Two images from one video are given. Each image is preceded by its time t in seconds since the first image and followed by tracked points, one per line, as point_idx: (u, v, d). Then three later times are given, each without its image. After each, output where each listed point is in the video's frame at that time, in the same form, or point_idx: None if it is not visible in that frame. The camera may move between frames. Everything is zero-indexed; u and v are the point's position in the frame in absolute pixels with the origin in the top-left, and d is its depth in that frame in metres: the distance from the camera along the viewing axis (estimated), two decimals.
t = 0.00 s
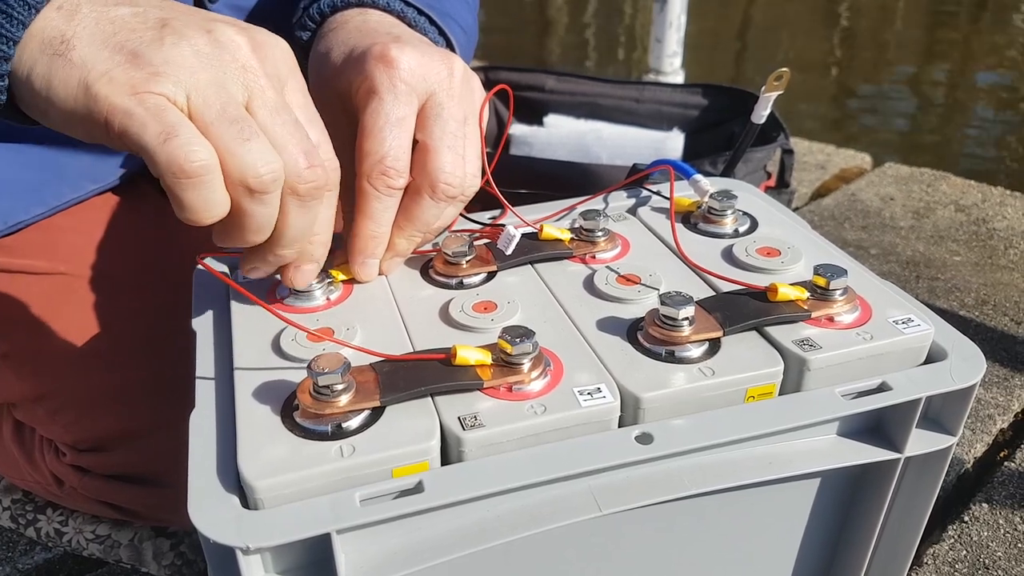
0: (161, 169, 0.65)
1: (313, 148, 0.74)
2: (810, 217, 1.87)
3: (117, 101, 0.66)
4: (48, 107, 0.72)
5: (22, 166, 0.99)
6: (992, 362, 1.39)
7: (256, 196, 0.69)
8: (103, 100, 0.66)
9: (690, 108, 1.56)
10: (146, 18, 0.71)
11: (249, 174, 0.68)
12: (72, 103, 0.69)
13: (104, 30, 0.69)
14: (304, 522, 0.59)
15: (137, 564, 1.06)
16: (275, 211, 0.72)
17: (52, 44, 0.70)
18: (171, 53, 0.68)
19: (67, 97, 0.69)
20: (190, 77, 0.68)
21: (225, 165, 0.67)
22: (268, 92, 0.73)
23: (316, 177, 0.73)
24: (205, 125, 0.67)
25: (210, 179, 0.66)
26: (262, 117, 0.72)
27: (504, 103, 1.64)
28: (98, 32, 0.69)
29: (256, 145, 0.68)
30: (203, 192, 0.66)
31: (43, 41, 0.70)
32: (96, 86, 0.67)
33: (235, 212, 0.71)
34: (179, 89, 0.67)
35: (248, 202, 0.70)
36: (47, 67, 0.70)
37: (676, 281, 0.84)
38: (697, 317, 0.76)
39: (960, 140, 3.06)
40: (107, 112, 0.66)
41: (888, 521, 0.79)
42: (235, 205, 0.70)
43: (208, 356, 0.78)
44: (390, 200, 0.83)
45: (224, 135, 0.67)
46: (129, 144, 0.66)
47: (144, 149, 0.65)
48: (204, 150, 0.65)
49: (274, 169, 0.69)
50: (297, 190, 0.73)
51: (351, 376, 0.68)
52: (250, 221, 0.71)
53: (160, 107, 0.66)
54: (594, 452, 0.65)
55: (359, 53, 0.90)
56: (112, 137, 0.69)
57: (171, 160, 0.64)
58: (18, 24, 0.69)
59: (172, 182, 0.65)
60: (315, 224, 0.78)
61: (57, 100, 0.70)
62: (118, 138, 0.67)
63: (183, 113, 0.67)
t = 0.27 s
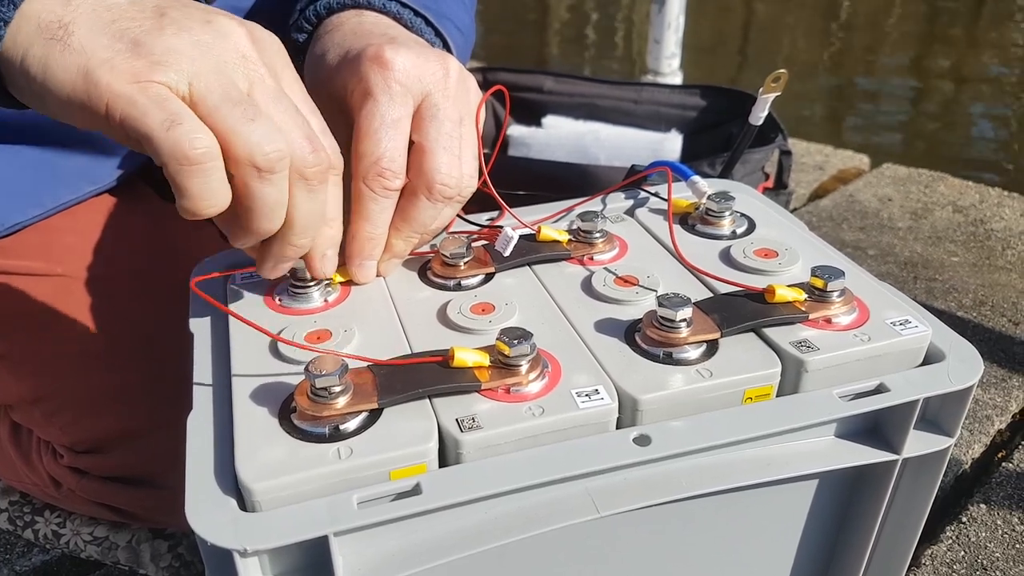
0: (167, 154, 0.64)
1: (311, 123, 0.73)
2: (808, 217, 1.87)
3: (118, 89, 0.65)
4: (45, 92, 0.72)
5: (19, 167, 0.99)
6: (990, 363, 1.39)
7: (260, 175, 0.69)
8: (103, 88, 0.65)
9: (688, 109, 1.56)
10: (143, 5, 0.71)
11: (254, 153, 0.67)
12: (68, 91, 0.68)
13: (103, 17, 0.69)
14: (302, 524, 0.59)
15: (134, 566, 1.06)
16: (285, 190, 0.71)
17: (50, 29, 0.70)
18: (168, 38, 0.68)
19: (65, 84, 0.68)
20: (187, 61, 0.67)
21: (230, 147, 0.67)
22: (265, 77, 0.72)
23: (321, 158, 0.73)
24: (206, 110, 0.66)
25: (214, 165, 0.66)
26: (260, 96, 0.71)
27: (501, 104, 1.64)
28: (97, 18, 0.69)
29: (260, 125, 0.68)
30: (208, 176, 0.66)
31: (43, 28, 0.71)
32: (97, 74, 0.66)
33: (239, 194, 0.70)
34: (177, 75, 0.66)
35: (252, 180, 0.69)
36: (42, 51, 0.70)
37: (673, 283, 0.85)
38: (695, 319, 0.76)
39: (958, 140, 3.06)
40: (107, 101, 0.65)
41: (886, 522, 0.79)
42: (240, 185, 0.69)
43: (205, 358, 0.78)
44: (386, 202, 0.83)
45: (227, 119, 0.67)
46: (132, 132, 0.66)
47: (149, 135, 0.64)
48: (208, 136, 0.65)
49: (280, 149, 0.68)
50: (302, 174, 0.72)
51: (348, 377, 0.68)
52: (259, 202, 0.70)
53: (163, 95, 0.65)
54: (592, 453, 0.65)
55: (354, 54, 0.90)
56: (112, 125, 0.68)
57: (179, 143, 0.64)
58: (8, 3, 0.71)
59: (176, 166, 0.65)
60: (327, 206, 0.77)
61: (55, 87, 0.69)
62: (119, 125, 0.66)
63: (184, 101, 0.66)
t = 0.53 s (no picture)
0: (167, 170, 0.65)
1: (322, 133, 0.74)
2: (808, 217, 1.87)
3: (117, 108, 0.67)
4: (40, 114, 0.73)
5: (18, 170, 0.99)
6: (989, 363, 1.39)
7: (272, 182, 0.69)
8: (103, 106, 0.67)
9: (687, 110, 1.56)
10: (136, 23, 0.74)
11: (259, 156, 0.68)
12: (66, 111, 0.69)
13: (95, 34, 0.71)
14: (300, 526, 0.59)
15: (134, 567, 1.06)
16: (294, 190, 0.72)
17: (43, 45, 0.71)
18: (168, 61, 0.70)
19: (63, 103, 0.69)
20: (186, 79, 0.69)
21: (235, 150, 0.67)
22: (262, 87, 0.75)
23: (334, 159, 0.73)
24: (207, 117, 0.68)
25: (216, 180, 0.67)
26: (262, 108, 0.73)
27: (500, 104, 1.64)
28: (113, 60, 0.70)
29: (260, 127, 0.68)
30: (210, 191, 0.67)
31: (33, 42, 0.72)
32: (97, 93, 0.67)
33: (252, 200, 0.70)
34: (178, 92, 0.68)
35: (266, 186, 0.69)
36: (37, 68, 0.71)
37: (672, 283, 0.84)
38: (694, 319, 0.75)
39: (957, 140, 3.06)
40: (106, 119, 0.67)
41: (885, 521, 0.79)
42: (250, 194, 0.70)
43: (204, 359, 0.78)
44: (384, 203, 0.83)
45: (227, 124, 0.68)
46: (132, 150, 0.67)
47: (149, 151, 0.65)
48: (207, 150, 0.66)
49: (286, 150, 0.69)
50: (315, 177, 0.73)
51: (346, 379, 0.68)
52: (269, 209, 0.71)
53: (161, 111, 0.66)
54: (590, 454, 0.65)
55: (351, 55, 0.91)
56: (110, 143, 0.69)
57: (179, 159, 0.65)
58: None
59: (176, 181, 0.66)
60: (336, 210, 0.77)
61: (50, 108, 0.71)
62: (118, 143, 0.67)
63: (182, 115, 0.68)
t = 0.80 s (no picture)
0: (178, 171, 0.66)
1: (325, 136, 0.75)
2: (808, 216, 1.87)
3: (123, 111, 0.67)
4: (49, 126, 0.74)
5: (18, 172, 1.00)
6: (990, 362, 1.39)
7: (274, 181, 0.70)
8: (109, 110, 0.68)
9: (687, 109, 1.56)
10: (133, 28, 0.74)
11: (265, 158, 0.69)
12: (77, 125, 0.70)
13: (93, 40, 0.72)
14: (300, 527, 0.59)
15: (135, 568, 1.06)
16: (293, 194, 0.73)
17: (43, 53, 0.72)
18: (169, 65, 0.70)
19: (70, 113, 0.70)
20: (188, 82, 0.70)
21: (240, 151, 0.68)
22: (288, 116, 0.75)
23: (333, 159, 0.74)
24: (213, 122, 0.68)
25: (226, 178, 0.67)
26: (263, 109, 0.74)
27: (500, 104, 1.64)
28: (112, 63, 0.70)
29: (264, 126, 0.69)
30: (218, 190, 0.68)
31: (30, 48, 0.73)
32: (100, 98, 0.68)
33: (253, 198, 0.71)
34: (182, 95, 0.69)
35: (267, 186, 0.70)
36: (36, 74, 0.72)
37: (672, 284, 0.84)
38: (693, 320, 0.75)
39: (958, 139, 3.06)
40: (113, 123, 0.67)
41: (885, 520, 0.79)
42: (253, 194, 0.71)
43: (204, 361, 0.78)
44: (382, 204, 0.84)
45: (233, 126, 0.68)
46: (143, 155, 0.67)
47: (156, 151, 0.66)
48: (216, 150, 0.66)
49: (290, 150, 0.70)
50: (315, 175, 0.74)
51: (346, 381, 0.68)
52: (271, 208, 0.72)
53: (166, 113, 0.67)
54: (589, 456, 0.65)
55: (349, 56, 0.91)
56: (117, 150, 0.70)
57: (190, 160, 0.65)
58: None
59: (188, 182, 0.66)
60: (331, 209, 0.79)
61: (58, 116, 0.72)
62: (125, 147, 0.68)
63: (186, 116, 0.68)
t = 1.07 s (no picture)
0: (205, 154, 0.66)
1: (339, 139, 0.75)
2: (808, 216, 1.87)
3: (147, 94, 0.66)
4: (58, 102, 0.71)
5: (15, 168, 0.99)
6: (990, 362, 1.39)
7: (291, 175, 0.70)
8: (131, 94, 0.66)
9: (687, 109, 1.56)
10: (154, 14, 0.73)
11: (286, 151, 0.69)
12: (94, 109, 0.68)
13: (116, 23, 0.70)
14: (299, 527, 0.59)
15: (135, 567, 1.06)
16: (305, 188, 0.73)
17: (65, 31, 0.69)
18: (192, 53, 0.70)
19: (86, 95, 0.68)
20: (213, 73, 0.69)
21: (263, 142, 0.68)
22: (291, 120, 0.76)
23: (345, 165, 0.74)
24: (239, 112, 0.68)
25: (248, 163, 0.67)
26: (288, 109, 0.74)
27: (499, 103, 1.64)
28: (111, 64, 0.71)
29: (286, 119, 0.69)
30: (240, 175, 0.67)
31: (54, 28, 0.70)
32: (122, 79, 0.66)
33: (269, 193, 0.71)
34: (208, 84, 0.68)
35: (284, 179, 0.70)
36: (57, 56, 0.69)
37: (671, 284, 0.84)
38: (693, 320, 0.75)
39: (957, 139, 3.06)
40: (135, 107, 0.66)
41: (885, 520, 0.79)
42: (270, 185, 0.71)
43: (204, 361, 0.78)
44: (381, 203, 0.84)
45: (258, 116, 0.68)
46: (166, 139, 0.67)
47: (183, 134, 0.65)
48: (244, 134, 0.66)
49: (309, 145, 0.70)
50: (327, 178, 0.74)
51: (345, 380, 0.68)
52: (283, 202, 0.72)
53: (190, 98, 0.67)
54: (588, 456, 0.65)
55: (346, 56, 0.91)
56: (136, 133, 0.68)
57: (217, 143, 0.65)
58: None
59: (214, 164, 0.66)
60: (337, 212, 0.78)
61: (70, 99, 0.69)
62: (147, 129, 0.67)
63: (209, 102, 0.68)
